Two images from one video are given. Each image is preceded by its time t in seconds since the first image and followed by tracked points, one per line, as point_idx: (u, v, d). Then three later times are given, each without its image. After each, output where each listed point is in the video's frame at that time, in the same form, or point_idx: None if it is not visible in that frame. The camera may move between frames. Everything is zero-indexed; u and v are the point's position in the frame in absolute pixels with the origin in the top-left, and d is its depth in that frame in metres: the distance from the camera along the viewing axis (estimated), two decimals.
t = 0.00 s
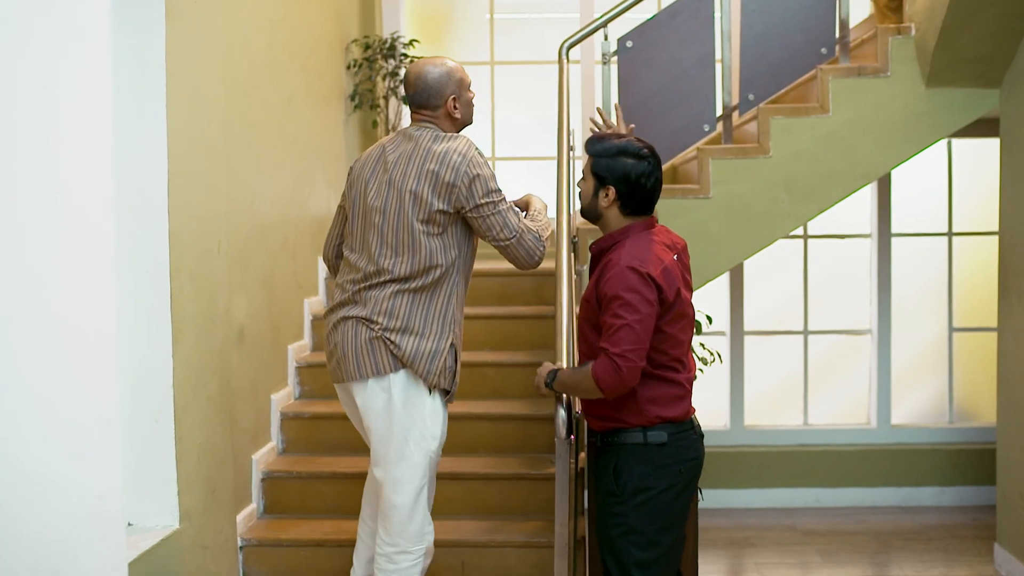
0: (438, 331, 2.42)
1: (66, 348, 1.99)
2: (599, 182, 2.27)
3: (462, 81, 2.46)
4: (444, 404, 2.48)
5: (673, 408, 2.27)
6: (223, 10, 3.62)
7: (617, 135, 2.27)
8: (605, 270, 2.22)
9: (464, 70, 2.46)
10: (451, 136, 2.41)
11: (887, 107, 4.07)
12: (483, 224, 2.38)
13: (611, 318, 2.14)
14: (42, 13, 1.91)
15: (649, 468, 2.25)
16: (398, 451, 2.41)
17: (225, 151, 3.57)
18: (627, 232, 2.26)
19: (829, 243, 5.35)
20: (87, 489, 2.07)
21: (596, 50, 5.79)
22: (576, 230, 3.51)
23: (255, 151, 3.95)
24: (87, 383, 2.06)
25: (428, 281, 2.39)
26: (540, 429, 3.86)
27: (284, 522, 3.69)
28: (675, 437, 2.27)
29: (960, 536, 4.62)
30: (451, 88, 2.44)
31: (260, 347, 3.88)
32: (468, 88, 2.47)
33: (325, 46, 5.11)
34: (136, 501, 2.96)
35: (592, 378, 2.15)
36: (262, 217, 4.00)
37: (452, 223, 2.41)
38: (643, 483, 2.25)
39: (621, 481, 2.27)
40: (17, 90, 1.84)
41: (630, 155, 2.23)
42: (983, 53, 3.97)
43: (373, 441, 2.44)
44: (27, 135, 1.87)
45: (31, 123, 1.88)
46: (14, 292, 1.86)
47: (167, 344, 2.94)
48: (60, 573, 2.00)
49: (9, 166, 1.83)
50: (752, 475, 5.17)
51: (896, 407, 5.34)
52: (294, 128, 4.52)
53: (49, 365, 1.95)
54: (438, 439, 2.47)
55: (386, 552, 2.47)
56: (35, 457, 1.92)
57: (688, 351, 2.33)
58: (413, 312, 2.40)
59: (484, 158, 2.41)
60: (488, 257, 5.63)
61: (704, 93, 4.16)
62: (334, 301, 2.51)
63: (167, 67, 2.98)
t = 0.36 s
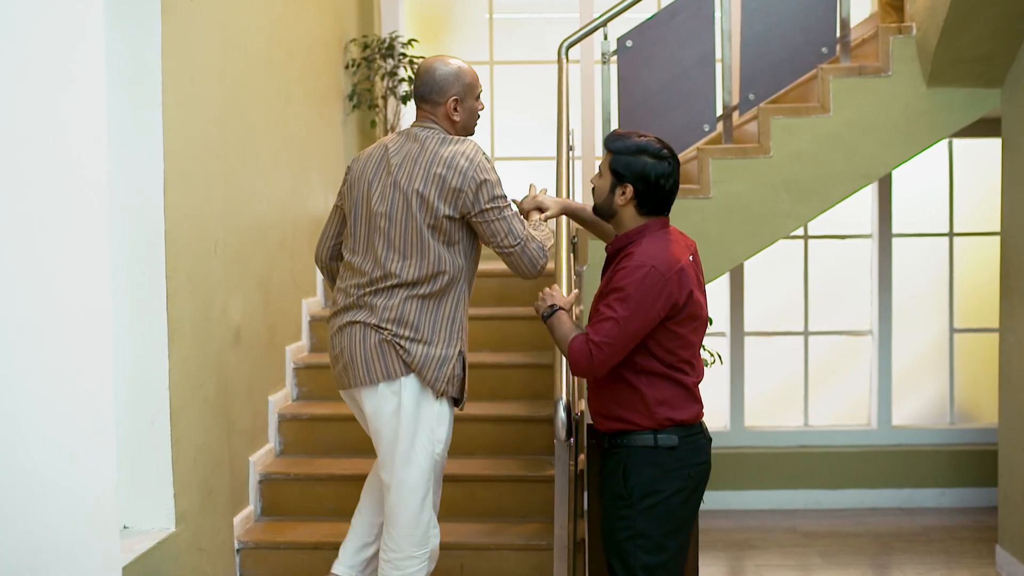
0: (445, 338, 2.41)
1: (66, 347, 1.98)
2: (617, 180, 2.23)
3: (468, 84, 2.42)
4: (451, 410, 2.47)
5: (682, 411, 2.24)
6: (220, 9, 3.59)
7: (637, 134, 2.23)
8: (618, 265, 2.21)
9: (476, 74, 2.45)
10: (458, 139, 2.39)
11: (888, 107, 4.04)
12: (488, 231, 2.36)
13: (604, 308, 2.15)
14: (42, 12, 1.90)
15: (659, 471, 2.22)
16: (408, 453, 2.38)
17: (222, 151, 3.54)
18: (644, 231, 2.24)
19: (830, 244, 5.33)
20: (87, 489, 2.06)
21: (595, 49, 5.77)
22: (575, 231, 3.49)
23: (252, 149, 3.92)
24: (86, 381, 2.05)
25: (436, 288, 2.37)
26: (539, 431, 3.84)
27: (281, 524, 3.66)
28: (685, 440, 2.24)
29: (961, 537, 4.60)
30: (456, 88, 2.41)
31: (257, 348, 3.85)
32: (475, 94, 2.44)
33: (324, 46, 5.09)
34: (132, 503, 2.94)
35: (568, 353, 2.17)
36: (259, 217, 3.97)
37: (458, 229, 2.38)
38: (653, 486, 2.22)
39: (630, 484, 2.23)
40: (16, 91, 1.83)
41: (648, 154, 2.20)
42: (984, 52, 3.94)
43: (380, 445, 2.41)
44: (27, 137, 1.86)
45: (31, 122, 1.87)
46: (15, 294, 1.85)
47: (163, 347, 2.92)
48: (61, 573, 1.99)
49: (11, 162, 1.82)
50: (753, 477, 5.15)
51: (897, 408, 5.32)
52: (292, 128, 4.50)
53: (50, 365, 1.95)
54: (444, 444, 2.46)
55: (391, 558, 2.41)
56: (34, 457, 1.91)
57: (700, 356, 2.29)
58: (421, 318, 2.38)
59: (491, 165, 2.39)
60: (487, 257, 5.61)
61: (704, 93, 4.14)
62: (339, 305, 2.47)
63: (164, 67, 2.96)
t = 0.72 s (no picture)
0: (409, 346, 2.31)
1: (65, 348, 1.99)
2: (614, 185, 2.21)
3: (465, 101, 2.24)
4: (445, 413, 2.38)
5: (697, 417, 2.22)
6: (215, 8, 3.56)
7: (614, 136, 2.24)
8: (632, 268, 2.17)
9: (486, 93, 2.25)
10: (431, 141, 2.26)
11: (889, 106, 4.02)
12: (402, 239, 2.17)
13: (628, 316, 2.10)
14: (42, 14, 1.91)
15: (672, 475, 2.20)
16: (397, 445, 2.31)
17: (217, 150, 3.51)
18: (655, 232, 2.21)
19: (830, 244, 5.31)
20: (82, 490, 2.05)
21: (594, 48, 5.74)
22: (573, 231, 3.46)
23: (248, 148, 3.90)
24: (81, 381, 2.05)
25: (391, 295, 2.29)
26: (538, 432, 3.81)
27: (278, 526, 3.64)
28: (697, 444, 2.22)
29: (962, 539, 4.58)
30: (450, 98, 2.24)
31: (254, 349, 3.83)
32: (471, 113, 2.25)
33: (321, 45, 5.06)
34: (126, 506, 2.91)
35: (592, 361, 2.13)
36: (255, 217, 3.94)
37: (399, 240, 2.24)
38: (667, 492, 2.20)
39: (644, 489, 2.20)
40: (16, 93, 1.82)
41: (635, 149, 2.19)
42: (986, 51, 3.91)
43: (368, 440, 2.35)
44: (25, 139, 1.86)
45: (31, 123, 1.87)
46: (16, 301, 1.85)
47: (157, 348, 2.89)
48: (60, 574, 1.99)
49: (12, 162, 1.82)
50: (753, 477, 5.13)
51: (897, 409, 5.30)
52: (289, 127, 4.47)
53: (50, 366, 1.95)
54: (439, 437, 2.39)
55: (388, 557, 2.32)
56: (36, 462, 1.91)
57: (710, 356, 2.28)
58: (387, 325, 2.30)
59: (448, 181, 2.18)
60: (485, 256, 5.59)
61: (703, 92, 4.11)
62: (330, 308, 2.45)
63: (159, 66, 2.93)
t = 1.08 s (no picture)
0: (345, 351, 2.28)
1: (64, 347, 1.99)
2: (606, 186, 2.18)
3: (430, 100, 2.18)
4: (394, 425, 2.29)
5: (711, 418, 2.19)
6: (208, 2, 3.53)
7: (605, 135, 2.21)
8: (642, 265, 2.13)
9: (451, 93, 2.18)
10: (393, 144, 2.23)
11: (886, 102, 4.00)
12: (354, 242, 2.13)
13: (640, 312, 2.04)
14: (42, 13, 1.91)
15: (691, 480, 2.17)
16: (353, 447, 2.34)
17: (210, 146, 3.48)
18: (657, 230, 2.19)
19: (826, 241, 5.29)
20: (76, 489, 2.04)
21: (590, 44, 5.71)
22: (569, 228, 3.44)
23: (241, 144, 3.87)
24: (77, 380, 2.04)
25: (334, 300, 2.28)
26: (534, 430, 3.79)
27: (272, 525, 3.61)
28: (713, 447, 2.19)
29: (960, 537, 4.56)
30: (417, 98, 2.20)
31: (247, 346, 3.80)
32: (436, 112, 2.18)
33: (315, 41, 5.03)
34: (117, 505, 2.88)
35: (604, 360, 2.02)
36: (248, 214, 3.91)
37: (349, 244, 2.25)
38: (685, 497, 2.16)
39: (661, 495, 2.16)
40: (16, 91, 1.82)
41: (626, 146, 2.17)
42: (984, 46, 3.89)
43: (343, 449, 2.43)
44: (25, 139, 1.85)
45: (31, 122, 1.87)
46: (17, 305, 1.84)
47: (149, 346, 2.86)
48: (58, 573, 1.98)
49: (15, 163, 1.82)
50: (750, 475, 5.11)
51: (894, 406, 5.28)
52: (282, 123, 4.44)
53: (50, 365, 1.94)
54: (406, 443, 2.29)
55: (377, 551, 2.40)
56: (35, 461, 1.90)
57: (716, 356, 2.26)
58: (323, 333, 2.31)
59: (393, 180, 2.13)
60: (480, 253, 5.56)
61: (699, 89, 4.09)
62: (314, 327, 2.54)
63: (150, 62, 2.91)
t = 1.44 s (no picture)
0: (348, 421, 2.02)
1: (62, 344, 2.00)
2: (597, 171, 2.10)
3: (434, 140, 2.01)
4: (396, 500, 2.02)
5: (715, 422, 2.12)
6: None
7: (617, 123, 2.06)
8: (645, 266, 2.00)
9: (458, 133, 2.02)
10: (392, 198, 2.01)
11: (881, 96, 3.98)
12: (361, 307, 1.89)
13: (668, 320, 1.92)
14: (41, 13, 1.93)
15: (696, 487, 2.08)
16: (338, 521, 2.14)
17: (200, 140, 3.45)
18: (654, 224, 2.08)
19: (821, 235, 5.28)
20: (72, 487, 2.05)
21: (584, 37, 5.68)
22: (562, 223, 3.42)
23: (232, 139, 3.83)
24: (74, 378, 2.05)
25: (339, 366, 2.03)
26: (528, 426, 3.77)
27: (264, 522, 3.59)
28: (717, 453, 2.11)
29: (954, 532, 4.56)
30: (418, 139, 2.03)
31: (238, 342, 3.77)
32: (441, 151, 2.01)
33: (306, 34, 4.99)
34: (106, 502, 2.85)
35: (657, 382, 1.89)
36: (239, 209, 3.88)
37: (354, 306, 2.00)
38: (692, 505, 2.08)
39: (668, 502, 2.08)
40: (17, 91, 1.84)
41: (623, 143, 2.03)
42: (981, 40, 3.87)
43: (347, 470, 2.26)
44: (25, 138, 1.87)
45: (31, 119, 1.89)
46: (17, 303, 1.86)
47: (139, 342, 2.83)
48: (55, 570, 1.99)
49: (16, 160, 1.84)
50: (744, 469, 5.10)
51: (888, 400, 5.28)
52: (273, 117, 4.40)
53: (48, 363, 1.95)
54: (392, 524, 2.02)
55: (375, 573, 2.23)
56: (33, 458, 1.91)
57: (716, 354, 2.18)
58: (326, 402, 2.05)
59: (395, 234, 1.90)
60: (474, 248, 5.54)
61: (694, 83, 4.06)
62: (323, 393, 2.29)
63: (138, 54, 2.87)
